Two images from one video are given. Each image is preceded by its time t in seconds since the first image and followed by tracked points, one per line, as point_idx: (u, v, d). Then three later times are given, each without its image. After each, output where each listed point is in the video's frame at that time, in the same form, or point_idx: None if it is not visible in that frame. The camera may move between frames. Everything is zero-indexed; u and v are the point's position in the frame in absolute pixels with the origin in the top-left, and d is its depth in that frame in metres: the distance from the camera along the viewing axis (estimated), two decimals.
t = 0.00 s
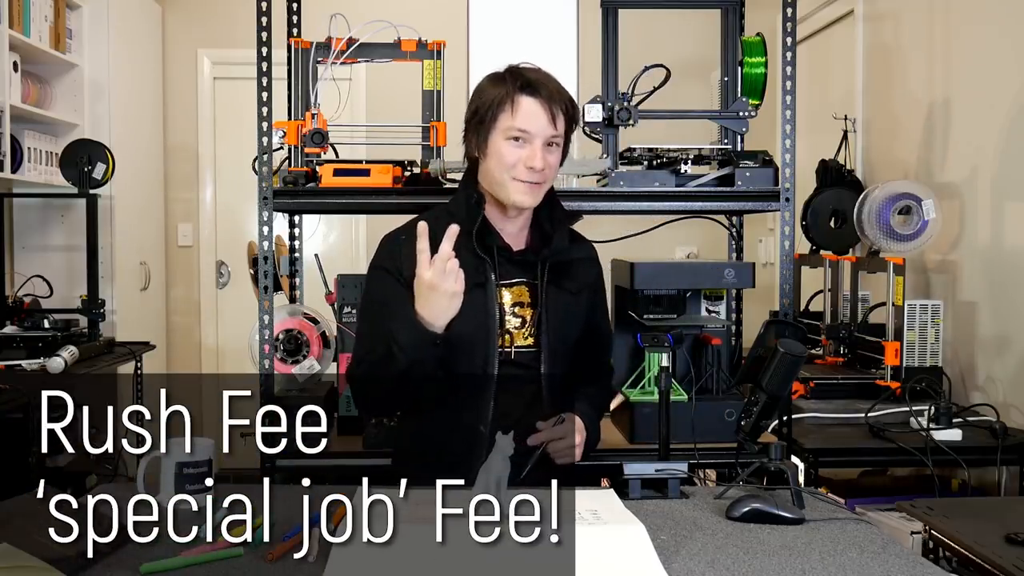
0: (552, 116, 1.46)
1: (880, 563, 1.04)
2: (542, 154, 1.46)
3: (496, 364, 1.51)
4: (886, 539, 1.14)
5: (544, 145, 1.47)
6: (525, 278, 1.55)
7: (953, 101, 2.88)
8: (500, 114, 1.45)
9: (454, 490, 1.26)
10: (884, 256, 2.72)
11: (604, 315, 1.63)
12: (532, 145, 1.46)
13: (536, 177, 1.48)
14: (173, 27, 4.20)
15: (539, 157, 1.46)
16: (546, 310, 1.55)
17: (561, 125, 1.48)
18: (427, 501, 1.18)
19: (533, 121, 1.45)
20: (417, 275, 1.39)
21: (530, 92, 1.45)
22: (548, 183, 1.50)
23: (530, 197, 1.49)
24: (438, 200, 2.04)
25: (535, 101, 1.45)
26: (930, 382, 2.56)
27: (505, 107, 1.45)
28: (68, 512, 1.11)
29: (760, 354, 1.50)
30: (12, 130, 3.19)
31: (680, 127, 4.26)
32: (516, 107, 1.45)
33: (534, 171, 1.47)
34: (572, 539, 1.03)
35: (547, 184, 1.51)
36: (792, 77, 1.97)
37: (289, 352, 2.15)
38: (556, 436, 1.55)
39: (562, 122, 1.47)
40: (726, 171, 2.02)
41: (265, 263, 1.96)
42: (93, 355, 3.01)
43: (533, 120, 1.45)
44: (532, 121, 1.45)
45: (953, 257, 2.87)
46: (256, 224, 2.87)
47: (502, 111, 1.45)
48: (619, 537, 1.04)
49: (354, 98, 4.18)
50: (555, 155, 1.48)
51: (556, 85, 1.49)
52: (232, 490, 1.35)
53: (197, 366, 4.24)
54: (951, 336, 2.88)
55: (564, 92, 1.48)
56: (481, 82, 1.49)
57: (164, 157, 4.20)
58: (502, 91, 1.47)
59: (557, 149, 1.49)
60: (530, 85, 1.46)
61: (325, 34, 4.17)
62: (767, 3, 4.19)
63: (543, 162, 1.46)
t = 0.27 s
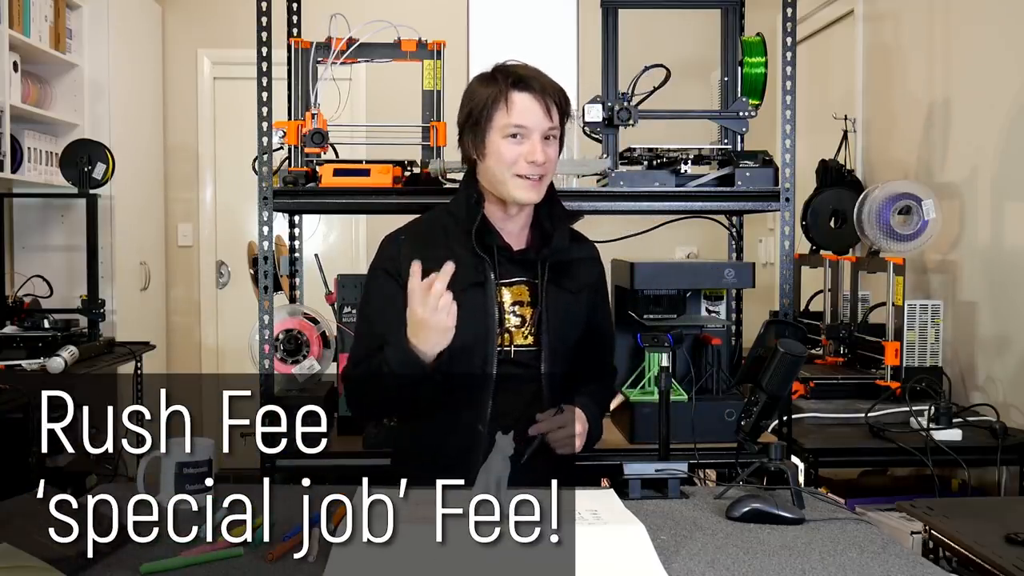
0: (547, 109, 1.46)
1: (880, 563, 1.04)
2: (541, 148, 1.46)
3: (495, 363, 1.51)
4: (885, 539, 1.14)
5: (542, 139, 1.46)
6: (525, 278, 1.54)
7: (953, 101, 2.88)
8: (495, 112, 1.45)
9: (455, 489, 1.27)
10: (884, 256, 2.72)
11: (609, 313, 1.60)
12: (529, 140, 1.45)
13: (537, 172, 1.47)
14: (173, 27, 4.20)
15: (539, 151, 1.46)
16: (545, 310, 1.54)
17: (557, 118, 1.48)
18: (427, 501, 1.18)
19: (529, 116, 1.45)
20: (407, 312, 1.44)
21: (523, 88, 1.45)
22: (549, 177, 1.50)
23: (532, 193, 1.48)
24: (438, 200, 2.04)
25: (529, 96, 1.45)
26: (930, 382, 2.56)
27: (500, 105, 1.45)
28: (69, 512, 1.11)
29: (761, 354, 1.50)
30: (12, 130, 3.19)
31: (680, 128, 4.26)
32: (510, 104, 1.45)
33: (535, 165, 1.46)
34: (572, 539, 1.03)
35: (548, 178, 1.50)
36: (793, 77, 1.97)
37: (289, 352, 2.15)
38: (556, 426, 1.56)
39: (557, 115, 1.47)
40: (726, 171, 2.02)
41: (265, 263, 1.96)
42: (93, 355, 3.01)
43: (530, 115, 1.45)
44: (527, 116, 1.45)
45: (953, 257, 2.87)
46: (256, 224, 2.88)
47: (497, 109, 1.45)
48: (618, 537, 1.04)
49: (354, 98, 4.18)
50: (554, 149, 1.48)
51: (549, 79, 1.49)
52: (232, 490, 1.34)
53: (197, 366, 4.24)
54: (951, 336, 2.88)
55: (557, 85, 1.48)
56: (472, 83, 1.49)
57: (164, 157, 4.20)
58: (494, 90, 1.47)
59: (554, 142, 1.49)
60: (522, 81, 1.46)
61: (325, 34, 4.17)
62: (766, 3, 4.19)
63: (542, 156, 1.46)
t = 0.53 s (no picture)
0: (539, 105, 1.44)
1: (880, 563, 1.04)
2: (533, 144, 1.44)
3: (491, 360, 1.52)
4: (885, 539, 1.14)
5: (535, 134, 1.45)
6: (521, 275, 1.53)
7: (953, 101, 2.88)
8: (487, 109, 1.44)
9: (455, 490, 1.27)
10: (884, 256, 2.72)
11: (609, 311, 1.59)
12: (522, 135, 1.44)
13: (530, 167, 1.46)
14: (173, 27, 4.20)
15: (532, 147, 1.44)
16: (543, 306, 1.52)
17: (551, 113, 1.46)
18: (426, 501, 1.18)
19: (521, 112, 1.43)
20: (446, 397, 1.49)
21: (515, 84, 1.44)
22: (544, 171, 1.48)
23: (526, 189, 1.47)
24: (438, 200, 2.04)
25: (520, 92, 1.43)
26: (930, 382, 2.56)
27: (492, 102, 1.44)
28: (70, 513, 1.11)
29: (761, 354, 1.50)
30: (12, 130, 3.19)
31: (680, 128, 4.26)
32: (502, 100, 1.44)
33: (528, 160, 1.45)
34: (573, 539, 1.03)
35: (543, 173, 1.48)
36: (793, 76, 1.97)
37: (289, 352, 2.14)
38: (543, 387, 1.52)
39: (550, 110, 1.45)
40: (726, 171, 2.02)
41: (265, 263, 1.96)
42: (93, 355, 3.01)
43: (521, 111, 1.43)
44: (519, 111, 1.43)
45: (953, 257, 2.87)
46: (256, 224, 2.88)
47: (489, 106, 1.44)
48: (618, 536, 1.04)
49: (354, 98, 4.18)
50: (548, 144, 1.46)
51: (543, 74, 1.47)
52: (231, 490, 1.34)
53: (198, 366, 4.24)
54: (951, 336, 2.88)
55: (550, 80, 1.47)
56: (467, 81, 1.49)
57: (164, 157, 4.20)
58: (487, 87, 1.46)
59: (549, 138, 1.47)
60: (514, 77, 1.45)
61: (325, 34, 4.17)
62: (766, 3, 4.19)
63: (535, 151, 1.44)
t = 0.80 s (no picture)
0: (515, 107, 1.41)
1: (880, 563, 1.04)
2: (510, 146, 1.41)
3: (486, 359, 1.51)
4: (886, 539, 1.14)
5: (514, 137, 1.42)
6: (518, 273, 1.53)
7: (953, 101, 2.88)
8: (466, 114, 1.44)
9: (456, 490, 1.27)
10: (884, 256, 2.72)
11: (616, 308, 1.54)
12: (500, 139, 1.42)
13: (512, 169, 1.43)
14: (173, 27, 4.19)
15: (510, 149, 1.42)
16: (539, 304, 1.52)
17: (530, 112, 1.42)
18: (426, 501, 1.18)
19: (498, 115, 1.41)
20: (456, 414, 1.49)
21: (492, 87, 1.42)
22: (531, 171, 1.45)
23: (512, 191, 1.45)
24: (438, 200, 2.04)
25: (496, 95, 1.42)
26: (930, 382, 2.56)
27: (470, 107, 1.43)
28: (71, 513, 1.11)
29: (761, 354, 1.50)
30: (12, 130, 3.19)
31: (680, 128, 4.26)
32: (478, 105, 1.42)
33: (508, 162, 1.43)
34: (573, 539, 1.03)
35: (530, 174, 1.45)
36: (793, 76, 1.97)
37: (289, 352, 2.14)
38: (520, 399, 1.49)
39: (528, 110, 1.42)
40: (726, 171, 2.02)
41: (265, 263, 1.96)
42: (93, 355, 3.01)
43: (498, 114, 1.41)
44: (495, 115, 1.42)
45: (953, 257, 2.87)
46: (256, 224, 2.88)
47: (468, 112, 1.44)
48: (618, 536, 1.04)
49: (354, 98, 4.18)
50: (530, 145, 1.43)
51: (526, 72, 1.44)
52: (231, 490, 1.34)
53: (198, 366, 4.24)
54: (951, 336, 2.88)
55: (530, 80, 1.43)
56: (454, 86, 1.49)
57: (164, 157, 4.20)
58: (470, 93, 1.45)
59: (533, 138, 1.43)
60: (492, 80, 1.43)
61: (325, 34, 4.17)
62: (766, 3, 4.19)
63: (515, 154, 1.42)
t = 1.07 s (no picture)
0: (514, 111, 1.43)
1: (880, 563, 1.04)
2: (517, 150, 1.42)
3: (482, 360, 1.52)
4: (886, 539, 1.14)
5: (519, 141, 1.43)
6: (517, 274, 1.54)
7: (953, 101, 2.88)
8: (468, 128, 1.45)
9: (455, 490, 1.27)
10: (884, 256, 2.72)
11: (620, 309, 1.54)
12: (507, 145, 1.43)
13: (524, 174, 1.43)
14: (173, 27, 4.19)
15: (518, 153, 1.42)
16: (537, 304, 1.52)
17: (530, 114, 1.44)
18: (426, 501, 1.18)
19: (499, 121, 1.43)
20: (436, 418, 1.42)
21: (488, 96, 1.44)
22: (539, 174, 1.45)
23: (525, 195, 1.44)
24: (438, 200, 2.04)
25: (494, 102, 1.44)
26: (930, 382, 2.56)
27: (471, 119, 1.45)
28: (70, 512, 1.11)
29: (761, 353, 1.50)
30: (12, 130, 3.19)
31: (680, 128, 4.26)
32: (478, 116, 1.44)
33: (519, 168, 1.42)
34: (573, 539, 1.03)
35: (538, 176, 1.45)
36: (793, 76, 1.97)
37: (289, 352, 2.13)
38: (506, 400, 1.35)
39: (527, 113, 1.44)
40: (726, 171, 2.02)
41: (265, 263, 1.96)
42: (93, 355, 3.00)
43: (499, 121, 1.43)
44: (497, 123, 1.43)
45: (953, 257, 2.87)
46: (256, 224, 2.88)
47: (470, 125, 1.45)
48: (618, 537, 1.04)
49: (354, 98, 4.18)
50: (535, 147, 1.44)
51: (519, 77, 1.46)
52: (231, 490, 1.34)
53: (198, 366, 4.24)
54: (951, 336, 2.88)
55: (523, 85, 1.46)
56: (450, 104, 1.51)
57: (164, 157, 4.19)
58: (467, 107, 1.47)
59: (535, 141, 1.45)
60: (487, 90, 1.45)
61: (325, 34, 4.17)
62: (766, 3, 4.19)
63: (524, 158, 1.42)
